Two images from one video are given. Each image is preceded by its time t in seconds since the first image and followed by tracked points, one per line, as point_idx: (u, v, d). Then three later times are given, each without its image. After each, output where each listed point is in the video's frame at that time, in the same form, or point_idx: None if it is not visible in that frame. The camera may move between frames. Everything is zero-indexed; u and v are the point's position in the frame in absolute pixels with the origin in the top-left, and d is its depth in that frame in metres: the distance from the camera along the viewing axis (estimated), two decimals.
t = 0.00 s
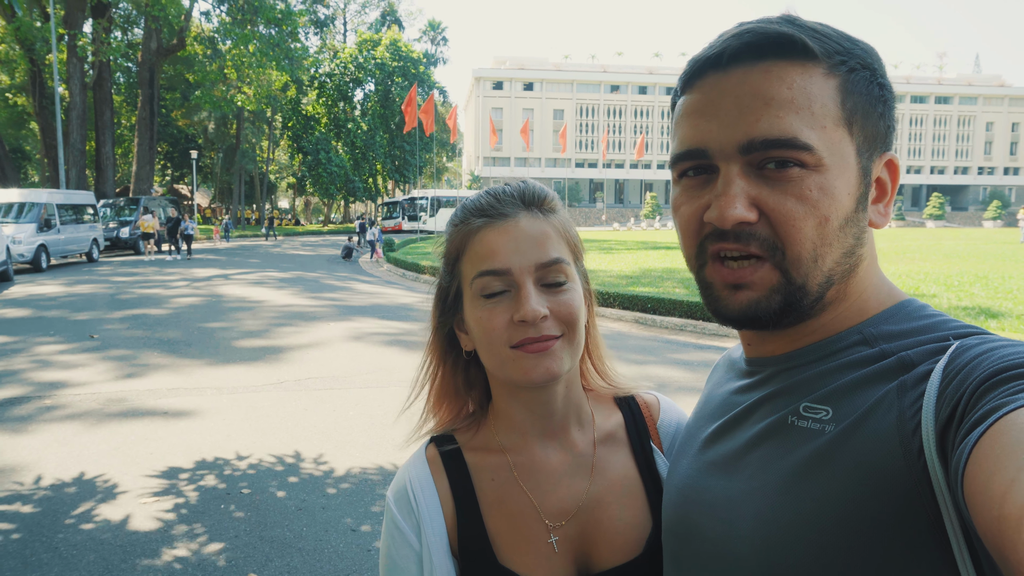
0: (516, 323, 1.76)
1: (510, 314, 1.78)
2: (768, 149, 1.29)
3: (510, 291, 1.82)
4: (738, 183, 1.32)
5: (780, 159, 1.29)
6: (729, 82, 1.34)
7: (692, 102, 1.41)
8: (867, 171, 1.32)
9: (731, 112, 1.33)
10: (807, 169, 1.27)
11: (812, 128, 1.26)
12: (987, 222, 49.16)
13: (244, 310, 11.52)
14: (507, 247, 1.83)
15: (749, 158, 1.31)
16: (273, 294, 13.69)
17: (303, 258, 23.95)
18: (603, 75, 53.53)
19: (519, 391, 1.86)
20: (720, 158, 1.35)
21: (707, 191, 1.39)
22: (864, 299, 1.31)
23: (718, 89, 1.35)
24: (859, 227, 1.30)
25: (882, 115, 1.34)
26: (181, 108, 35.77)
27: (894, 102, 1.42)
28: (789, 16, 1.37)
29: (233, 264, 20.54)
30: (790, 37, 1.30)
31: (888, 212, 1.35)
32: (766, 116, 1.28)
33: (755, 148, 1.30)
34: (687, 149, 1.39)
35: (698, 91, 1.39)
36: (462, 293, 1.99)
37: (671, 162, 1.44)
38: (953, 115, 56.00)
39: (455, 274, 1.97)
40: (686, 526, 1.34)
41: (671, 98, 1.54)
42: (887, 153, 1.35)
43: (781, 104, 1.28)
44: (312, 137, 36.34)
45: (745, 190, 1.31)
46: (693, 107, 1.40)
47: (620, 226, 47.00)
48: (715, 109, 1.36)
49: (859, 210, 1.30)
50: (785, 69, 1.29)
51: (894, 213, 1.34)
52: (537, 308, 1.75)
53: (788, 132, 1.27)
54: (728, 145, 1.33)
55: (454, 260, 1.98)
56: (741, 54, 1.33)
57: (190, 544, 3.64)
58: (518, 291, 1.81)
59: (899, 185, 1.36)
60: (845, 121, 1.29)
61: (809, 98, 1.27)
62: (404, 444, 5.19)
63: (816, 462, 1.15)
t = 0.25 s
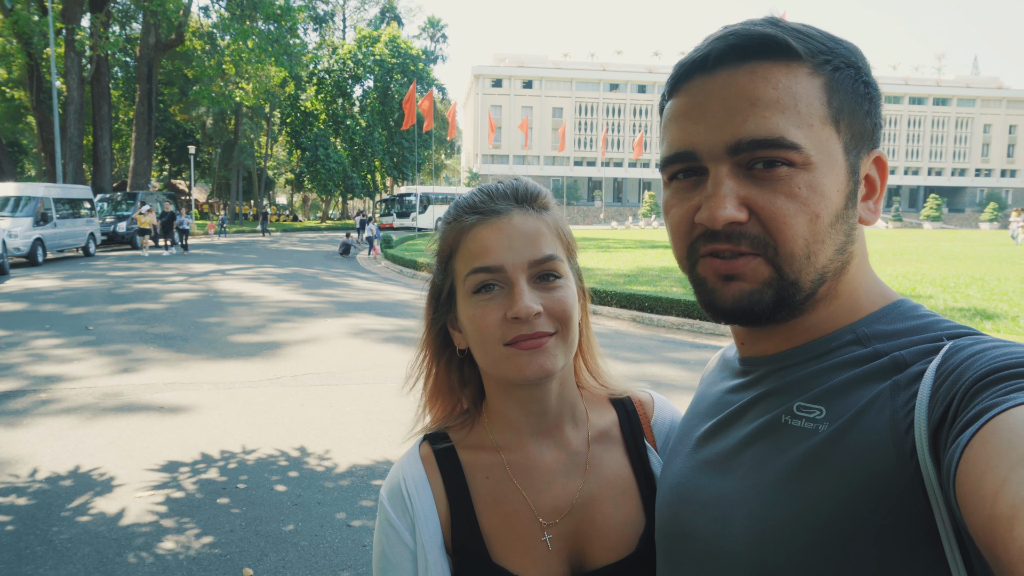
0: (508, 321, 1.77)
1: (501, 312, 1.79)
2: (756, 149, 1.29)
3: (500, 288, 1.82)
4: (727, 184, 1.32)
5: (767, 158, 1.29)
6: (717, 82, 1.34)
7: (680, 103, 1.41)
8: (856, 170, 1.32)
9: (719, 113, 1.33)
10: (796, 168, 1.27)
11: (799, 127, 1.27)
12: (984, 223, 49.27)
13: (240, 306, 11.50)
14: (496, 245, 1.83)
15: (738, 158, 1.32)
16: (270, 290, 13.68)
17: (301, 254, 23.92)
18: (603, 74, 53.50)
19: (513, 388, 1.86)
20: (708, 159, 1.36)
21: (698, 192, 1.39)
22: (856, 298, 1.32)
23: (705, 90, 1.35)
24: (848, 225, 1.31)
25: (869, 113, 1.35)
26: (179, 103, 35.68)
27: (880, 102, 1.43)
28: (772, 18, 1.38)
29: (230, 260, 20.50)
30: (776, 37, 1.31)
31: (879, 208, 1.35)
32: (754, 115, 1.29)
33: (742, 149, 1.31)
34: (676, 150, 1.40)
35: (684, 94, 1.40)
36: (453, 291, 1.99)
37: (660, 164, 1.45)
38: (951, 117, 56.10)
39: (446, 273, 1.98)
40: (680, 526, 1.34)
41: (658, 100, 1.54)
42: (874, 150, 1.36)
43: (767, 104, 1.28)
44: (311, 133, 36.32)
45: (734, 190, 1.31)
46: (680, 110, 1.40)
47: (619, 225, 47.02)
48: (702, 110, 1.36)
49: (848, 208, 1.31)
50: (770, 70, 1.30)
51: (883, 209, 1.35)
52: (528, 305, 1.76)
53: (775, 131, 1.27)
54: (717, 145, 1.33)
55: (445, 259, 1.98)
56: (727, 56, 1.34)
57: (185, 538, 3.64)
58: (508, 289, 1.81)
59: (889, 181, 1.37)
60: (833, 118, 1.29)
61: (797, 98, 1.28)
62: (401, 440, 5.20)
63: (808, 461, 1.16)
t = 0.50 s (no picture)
0: (511, 322, 1.78)
1: (504, 311, 1.79)
2: (757, 151, 1.29)
3: (502, 287, 1.83)
4: (729, 186, 1.32)
5: (769, 160, 1.29)
6: (718, 85, 1.35)
7: (681, 107, 1.41)
8: (859, 170, 1.32)
9: (720, 115, 1.33)
10: (798, 170, 1.27)
11: (799, 129, 1.27)
12: (998, 227, 48.75)
13: (251, 304, 11.56)
14: (496, 245, 1.84)
15: (739, 160, 1.32)
16: (280, 289, 13.74)
17: (311, 253, 24.01)
18: (613, 75, 53.34)
19: (517, 388, 1.88)
20: (710, 161, 1.36)
21: (700, 195, 1.39)
22: (859, 301, 1.32)
23: (705, 94, 1.36)
24: (851, 227, 1.31)
25: (871, 114, 1.35)
26: (191, 101, 35.90)
27: (885, 103, 1.43)
28: (773, 20, 1.38)
29: (241, 258, 20.61)
30: (776, 39, 1.31)
31: (882, 209, 1.35)
32: (754, 118, 1.29)
33: (744, 151, 1.31)
34: (677, 153, 1.40)
35: (685, 97, 1.40)
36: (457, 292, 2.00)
37: (663, 166, 1.45)
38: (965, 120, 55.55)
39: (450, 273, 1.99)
40: (684, 527, 1.34)
41: (661, 102, 1.55)
42: (876, 151, 1.36)
43: (768, 105, 1.28)
44: (322, 132, 36.47)
45: (736, 192, 1.31)
46: (680, 113, 1.41)
47: (628, 226, 46.88)
48: (703, 113, 1.37)
49: (851, 208, 1.31)
50: (770, 72, 1.30)
51: (887, 210, 1.35)
52: (530, 304, 1.77)
53: (777, 133, 1.27)
54: (719, 147, 1.33)
55: (449, 258, 1.99)
56: (727, 59, 1.35)
57: (195, 534, 3.67)
58: (511, 288, 1.82)
59: (891, 183, 1.37)
60: (833, 120, 1.29)
61: (796, 100, 1.28)
62: (409, 439, 5.21)
63: (811, 464, 1.16)
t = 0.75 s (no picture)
0: (513, 323, 1.77)
1: (506, 313, 1.79)
2: (758, 153, 1.29)
3: (499, 285, 1.83)
4: (731, 189, 1.32)
5: (769, 163, 1.29)
6: (716, 89, 1.35)
7: (680, 110, 1.41)
8: (859, 172, 1.32)
9: (719, 118, 1.33)
10: (798, 172, 1.27)
11: (801, 131, 1.26)
12: (1005, 227, 48.49)
13: (255, 303, 11.59)
14: (490, 243, 1.85)
15: (740, 163, 1.32)
16: (285, 288, 13.77)
17: (315, 253, 24.05)
18: (618, 74, 53.25)
19: (517, 390, 1.87)
20: (710, 165, 1.36)
21: (701, 198, 1.39)
22: (861, 303, 1.32)
23: (704, 96, 1.36)
24: (853, 227, 1.31)
25: (871, 115, 1.34)
26: (197, 101, 36.02)
27: (886, 103, 1.42)
28: (772, 22, 1.38)
29: (245, 258, 20.66)
30: (774, 41, 1.31)
31: (883, 211, 1.35)
32: (755, 120, 1.29)
33: (744, 153, 1.30)
34: (677, 156, 1.40)
35: (684, 100, 1.40)
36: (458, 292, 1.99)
37: (662, 169, 1.45)
38: (972, 119, 55.28)
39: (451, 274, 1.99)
40: (685, 530, 1.34)
41: (661, 104, 1.54)
42: (878, 153, 1.35)
43: (767, 108, 1.28)
44: (327, 132, 36.56)
45: (738, 196, 1.31)
46: (680, 116, 1.40)
47: (633, 226, 46.82)
48: (702, 116, 1.36)
49: (853, 210, 1.30)
50: (770, 74, 1.29)
51: (888, 211, 1.34)
52: (531, 303, 1.77)
53: (777, 136, 1.27)
54: (719, 151, 1.33)
55: (451, 260, 1.99)
56: (727, 62, 1.34)
57: (199, 532, 3.68)
58: (510, 286, 1.82)
59: (894, 184, 1.36)
60: (834, 121, 1.29)
61: (797, 102, 1.28)
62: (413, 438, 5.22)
63: (814, 466, 1.16)
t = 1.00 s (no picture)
0: (515, 323, 1.78)
1: (507, 313, 1.79)
2: (757, 156, 1.29)
3: (501, 284, 1.84)
4: (732, 191, 1.32)
5: (770, 164, 1.29)
6: (715, 91, 1.35)
7: (680, 112, 1.41)
8: (859, 173, 1.32)
9: (719, 120, 1.34)
10: (799, 174, 1.27)
11: (802, 132, 1.27)
12: (1010, 229, 48.32)
13: (260, 302, 11.62)
14: (489, 242, 1.86)
15: (740, 165, 1.32)
16: (289, 287, 13.81)
17: (319, 252, 24.10)
18: (622, 75, 53.23)
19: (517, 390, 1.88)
20: (710, 166, 1.36)
21: (701, 201, 1.39)
22: (861, 305, 1.31)
23: (703, 98, 1.36)
24: (853, 229, 1.31)
25: (870, 116, 1.35)
26: (202, 100, 36.15)
27: (884, 105, 1.42)
28: (771, 25, 1.38)
29: (250, 257, 20.72)
30: (773, 44, 1.31)
31: (884, 212, 1.35)
32: (754, 123, 1.29)
33: (745, 154, 1.31)
34: (678, 158, 1.41)
35: (684, 102, 1.41)
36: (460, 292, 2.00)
37: (663, 171, 1.45)
38: (977, 121, 55.10)
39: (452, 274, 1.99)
40: (684, 530, 1.35)
41: (661, 105, 1.54)
42: (877, 154, 1.36)
43: (768, 110, 1.29)
44: (331, 132, 36.67)
45: (739, 198, 1.31)
46: (681, 118, 1.41)
47: (637, 227, 46.81)
48: (702, 119, 1.37)
49: (852, 211, 1.30)
50: (769, 76, 1.30)
51: (888, 212, 1.34)
52: (532, 302, 1.78)
53: (777, 138, 1.27)
54: (719, 153, 1.34)
55: (453, 259, 1.99)
56: (727, 64, 1.34)
57: (202, 532, 3.69)
58: (510, 285, 1.83)
59: (893, 185, 1.37)
60: (833, 123, 1.29)
61: (797, 103, 1.28)
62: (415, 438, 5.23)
63: (816, 466, 1.16)
